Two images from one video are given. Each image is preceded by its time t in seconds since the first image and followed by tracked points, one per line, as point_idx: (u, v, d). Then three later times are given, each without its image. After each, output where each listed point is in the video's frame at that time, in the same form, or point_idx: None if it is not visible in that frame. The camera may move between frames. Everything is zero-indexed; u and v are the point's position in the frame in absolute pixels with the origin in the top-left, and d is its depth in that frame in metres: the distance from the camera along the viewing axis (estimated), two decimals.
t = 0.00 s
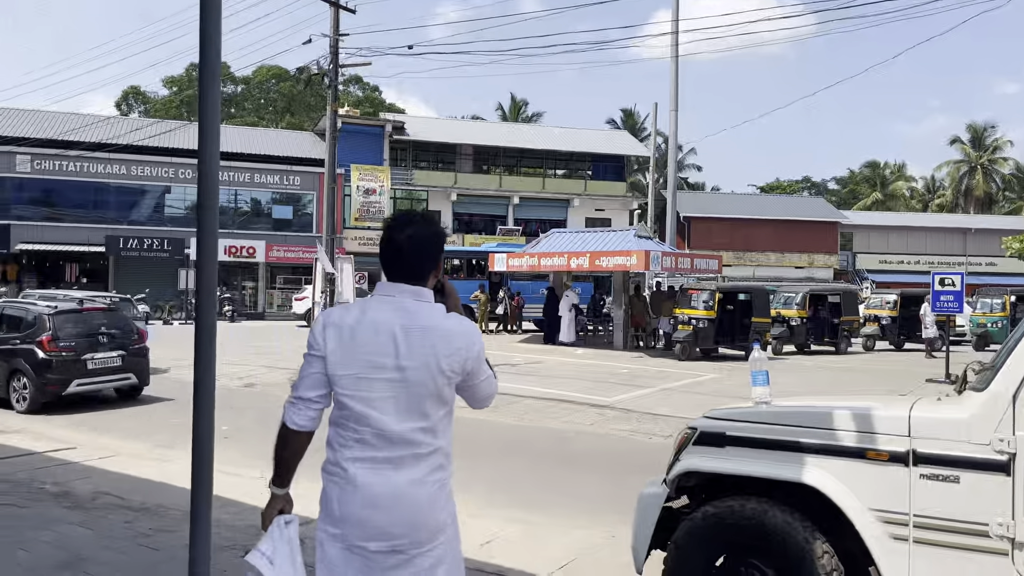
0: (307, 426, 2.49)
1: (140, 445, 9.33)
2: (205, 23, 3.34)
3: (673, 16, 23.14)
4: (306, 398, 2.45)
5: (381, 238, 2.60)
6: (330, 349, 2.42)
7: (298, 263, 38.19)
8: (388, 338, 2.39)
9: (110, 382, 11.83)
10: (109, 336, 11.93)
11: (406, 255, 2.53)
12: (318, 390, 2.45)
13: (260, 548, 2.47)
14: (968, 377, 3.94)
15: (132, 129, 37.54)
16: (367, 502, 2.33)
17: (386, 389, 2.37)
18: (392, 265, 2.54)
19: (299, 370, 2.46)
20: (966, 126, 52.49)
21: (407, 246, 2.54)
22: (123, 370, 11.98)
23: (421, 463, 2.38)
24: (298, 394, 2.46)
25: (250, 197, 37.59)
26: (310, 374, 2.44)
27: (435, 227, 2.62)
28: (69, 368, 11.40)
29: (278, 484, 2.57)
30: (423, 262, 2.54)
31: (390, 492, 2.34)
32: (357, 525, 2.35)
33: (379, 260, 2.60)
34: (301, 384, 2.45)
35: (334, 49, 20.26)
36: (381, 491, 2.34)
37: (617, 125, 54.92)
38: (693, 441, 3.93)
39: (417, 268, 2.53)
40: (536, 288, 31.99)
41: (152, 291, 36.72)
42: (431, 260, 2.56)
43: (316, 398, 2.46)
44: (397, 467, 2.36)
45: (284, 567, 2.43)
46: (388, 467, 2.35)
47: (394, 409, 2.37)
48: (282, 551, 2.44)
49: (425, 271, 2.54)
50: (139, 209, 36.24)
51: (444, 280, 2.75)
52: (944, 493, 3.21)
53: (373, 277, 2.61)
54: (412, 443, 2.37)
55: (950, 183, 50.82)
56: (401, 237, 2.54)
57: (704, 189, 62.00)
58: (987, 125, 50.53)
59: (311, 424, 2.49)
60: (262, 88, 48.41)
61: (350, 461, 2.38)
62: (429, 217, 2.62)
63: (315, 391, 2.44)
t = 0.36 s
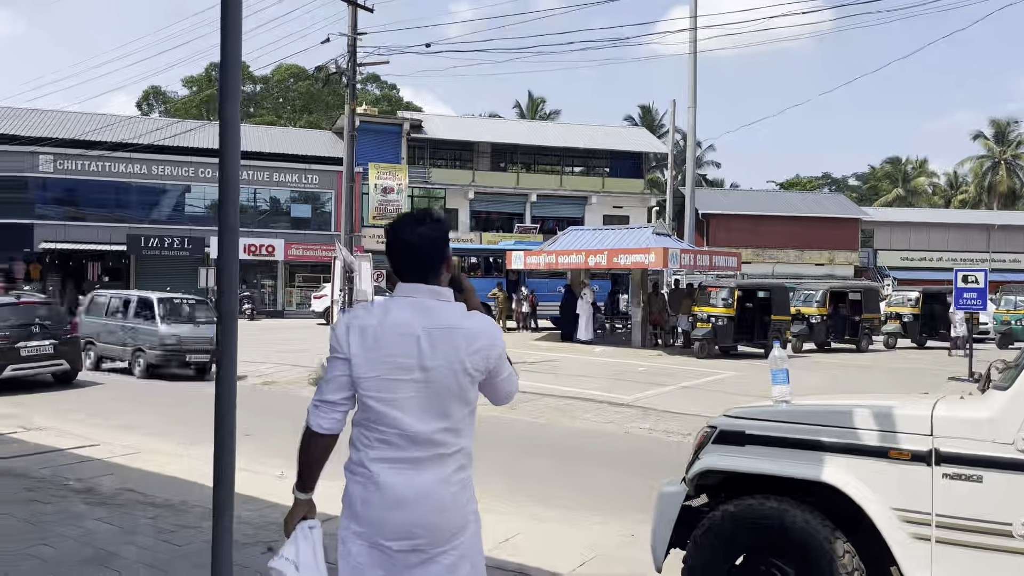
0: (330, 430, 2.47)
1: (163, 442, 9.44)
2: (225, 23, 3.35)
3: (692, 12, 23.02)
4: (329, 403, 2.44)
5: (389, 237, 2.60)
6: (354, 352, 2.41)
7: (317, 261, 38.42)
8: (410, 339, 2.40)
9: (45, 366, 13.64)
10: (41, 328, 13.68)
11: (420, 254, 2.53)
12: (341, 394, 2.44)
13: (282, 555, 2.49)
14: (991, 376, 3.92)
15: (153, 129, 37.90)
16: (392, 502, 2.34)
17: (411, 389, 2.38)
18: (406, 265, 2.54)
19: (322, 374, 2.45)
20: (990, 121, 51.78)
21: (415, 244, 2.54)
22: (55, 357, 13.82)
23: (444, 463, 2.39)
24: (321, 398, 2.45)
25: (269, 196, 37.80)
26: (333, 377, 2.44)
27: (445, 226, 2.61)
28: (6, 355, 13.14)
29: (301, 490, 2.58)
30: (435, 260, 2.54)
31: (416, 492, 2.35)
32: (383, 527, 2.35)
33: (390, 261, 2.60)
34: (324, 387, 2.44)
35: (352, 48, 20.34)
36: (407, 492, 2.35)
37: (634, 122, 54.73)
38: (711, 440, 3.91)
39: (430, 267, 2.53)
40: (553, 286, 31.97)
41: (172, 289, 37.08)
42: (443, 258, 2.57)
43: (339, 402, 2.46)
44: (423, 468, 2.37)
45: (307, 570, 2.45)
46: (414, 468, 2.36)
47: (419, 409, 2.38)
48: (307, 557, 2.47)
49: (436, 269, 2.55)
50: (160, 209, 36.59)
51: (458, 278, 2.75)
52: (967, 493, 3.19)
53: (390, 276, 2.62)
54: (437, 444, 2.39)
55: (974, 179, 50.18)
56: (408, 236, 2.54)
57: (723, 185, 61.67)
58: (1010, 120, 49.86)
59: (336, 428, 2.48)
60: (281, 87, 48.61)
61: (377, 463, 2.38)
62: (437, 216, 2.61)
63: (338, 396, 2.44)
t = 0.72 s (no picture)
0: (344, 438, 2.47)
1: (180, 441, 9.51)
2: (239, 26, 3.39)
3: (706, 9, 22.93)
4: (342, 412, 2.45)
5: (386, 243, 2.61)
6: (363, 358, 2.43)
7: (331, 261, 38.51)
8: (419, 340, 2.41)
9: None
10: None
11: (416, 256, 2.54)
12: (356, 400, 2.45)
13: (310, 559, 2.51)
14: (1009, 374, 3.88)
15: (169, 129, 38.16)
16: (408, 506, 2.36)
17: (422, 389, 2.40)
18: (405, 269, 2.56)
19: (334, 382, 2.46)
20: (1008, 117, 51.21)
21: (413, 246, 2.55)
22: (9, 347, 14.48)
23: (459, 463, 2.41)
24: (332, 408, 2.46)
25: (284, 195, 37.97)
26: (346, 384, 2.45)
27: (439, 228, 2.62)
28: None
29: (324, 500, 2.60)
30: (434, 262, 2.56)
31: (432, 494, 2.36)
32: (400, 531, 2.37)
33: (388, 266, 2.63)
34: (334, 396, 2.46)
35: (365, 48, 20.40)
36: (423, 494, 2.36)
37: (648, 119, 54.55)
38: (726, 439, 3.90)
39: (429, 269, 2.55)
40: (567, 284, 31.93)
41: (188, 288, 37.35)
42: (441, 257, 2.58)
43: (355, 409, 2.46)
44: (438, 468, 2.39)
45: (332, 574, 2.47)
46: (430, 468, 2.38)
47: (430, 411, 2.40)
48: (333, 561, 2.49)
49: (437, 268, 2.56)
50: (175, 208, 36.82)
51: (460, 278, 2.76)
52: (984, 493, 3.16)
53: (391, 279, 2.63)
54: (451, 443, 2.40)
55: (992, 176, 49.66)
56: (402, 239, 2.56)
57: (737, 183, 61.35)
58: None
59: (350, 435, 2.48)
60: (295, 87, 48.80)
61: (392, 468, 2.39)
62: (430, 219, 2.62)
63: (351, 402, 2.45)
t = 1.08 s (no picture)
0: (353, 435, 2.47)
1: (191, 440, 9.55)
2: (251, 28, 3.40)
3: (716, 8, 22.86)
4: (351, 408, 2.44)
5: (399, 242, 2.60)
6: (373, 356, 2.42)
7: (341, 261, 38.62)
8: (428, 338, 2.42)
9: None
10: None
11: (428, 255, 2.54)
12: (365, 398, 2.44)
13: (314, 563, 2.53)
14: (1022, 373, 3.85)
15: (181, 130, 38.37)
16: (418, 503, 2.36)
17: (432, 386, 2.40)
18: (415, 267, 2.55)
19: (343, 379, 2.46)
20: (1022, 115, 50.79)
21: (425, 246, 2.54)
22: None
23: (469, 460, 2.42)
24: (341, 405, 2.46)
25: (295, 195, 38.13)
26: (356, 382, 2.44)
27: (449, 225, 2.61)
28: None
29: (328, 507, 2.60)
30: (443, 260, 2.55)
31: (444, 493, 2.37)
32: (411, 527, 2.37)
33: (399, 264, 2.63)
34: (345, 393, 2.46)
35: (376, 49, 20.44)
36: (433, 491, 2.37)
37: (659, 118, 54.45)
38: (737, 438, 3.89)
39: (439, 267, 2.54)
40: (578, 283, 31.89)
41: (200, 287, 37.57)
42: (452, 255, 2.58)
43: (364, 406, 2.45)
44: (449, 465, 2.40)
45: None
46: (441, 465, 2.39)
47: (439, 409, 2.40)
48: (339, 564, 2.51)
49: (447, 268, 2.56)
50: (187, 209, 37.02)
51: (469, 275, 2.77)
52: (996, 493, 3.15)
53: (400, 277, 2.63)
54: (460, 441, 2.41)
55: (1005, 174, 49.30)
56: (414, 239, 2.54)
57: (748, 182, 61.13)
58: None
59: (358, 433, 2.48)
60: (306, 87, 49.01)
61: (403, 464, 2.40)
62: (443, 217, 2.62)
63: (361, 399, 2.44)
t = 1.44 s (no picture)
0: (364, 429, 2.44)
1: (197, 440, 9.58)
2: (256, 27, 3.39)
3: (721, 7, 22.84)
4: (365, 402, 2.41)
5: (416, 241, 2.60)
6: (390, 351, 2.40)
7: (347, 261, 38.69)
8: (444, 336, 2.42)
9: None
10: None
11: (446, 255, 2.54)
12: (379, 392, 2.41)
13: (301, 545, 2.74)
14: None
15: (187, 131, 38.48)
16: (429, 499, 2.37)
17: (447, 384, 2.41)
18: (430, 265, 2.55)
19: (356, 373, 2.42)
20: None
21: (443, 246, 2.55)
22: None
23: (477, 456, 2.44)
24: (351, 398, 2.42)
25: (300, 196, 38.20)
26: (370, 376, 2.41)
27: (464, 226, 2.63)
28: None
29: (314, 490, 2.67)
30: (461, 260, 2.56)
31: (454, 491, 2.38)
32: (421, 522, 2.37)
33: (414, 261, 2.61)
34: (357, 387, 2.42)
35: (381, 49, 20.48)
36: (444, 486, 2.37)
37: (664, 118, 54.44)
38: (742, 439, 3.89)
39: (455, 267, 2.54)
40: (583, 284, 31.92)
41: (206, 287, 37.68)
42: (469, 255, 2.59)
43: (377, 400, 2.42)
44: (460, 462, 2.41)
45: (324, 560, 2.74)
46: (452, 461, 2.40)
47: (453, 406, 2.41)
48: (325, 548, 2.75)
49: (463, 268, 2.57)
50: (193, 209, 37.14)
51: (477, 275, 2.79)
52: (1003, 493, 3.14)
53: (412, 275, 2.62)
54: (471, 438, 2.43)
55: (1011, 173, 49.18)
56: (435, 239, 2.55)
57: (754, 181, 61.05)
58: None
59: (369, 427, 2.45)
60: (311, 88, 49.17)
61: (414, 460, 2.40)
62: (460, 217, 2.64)
63: (375, 394, 2.41)
